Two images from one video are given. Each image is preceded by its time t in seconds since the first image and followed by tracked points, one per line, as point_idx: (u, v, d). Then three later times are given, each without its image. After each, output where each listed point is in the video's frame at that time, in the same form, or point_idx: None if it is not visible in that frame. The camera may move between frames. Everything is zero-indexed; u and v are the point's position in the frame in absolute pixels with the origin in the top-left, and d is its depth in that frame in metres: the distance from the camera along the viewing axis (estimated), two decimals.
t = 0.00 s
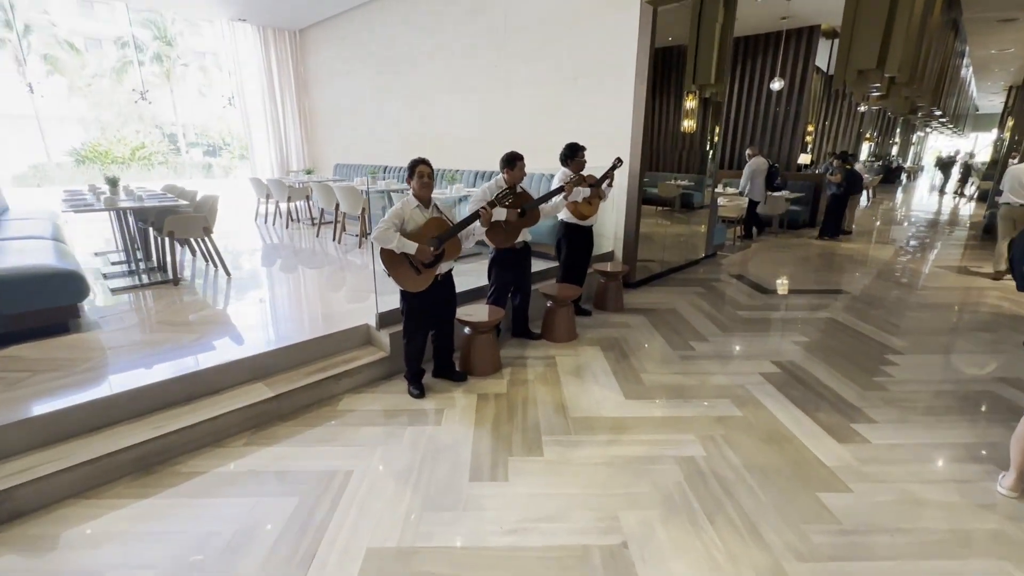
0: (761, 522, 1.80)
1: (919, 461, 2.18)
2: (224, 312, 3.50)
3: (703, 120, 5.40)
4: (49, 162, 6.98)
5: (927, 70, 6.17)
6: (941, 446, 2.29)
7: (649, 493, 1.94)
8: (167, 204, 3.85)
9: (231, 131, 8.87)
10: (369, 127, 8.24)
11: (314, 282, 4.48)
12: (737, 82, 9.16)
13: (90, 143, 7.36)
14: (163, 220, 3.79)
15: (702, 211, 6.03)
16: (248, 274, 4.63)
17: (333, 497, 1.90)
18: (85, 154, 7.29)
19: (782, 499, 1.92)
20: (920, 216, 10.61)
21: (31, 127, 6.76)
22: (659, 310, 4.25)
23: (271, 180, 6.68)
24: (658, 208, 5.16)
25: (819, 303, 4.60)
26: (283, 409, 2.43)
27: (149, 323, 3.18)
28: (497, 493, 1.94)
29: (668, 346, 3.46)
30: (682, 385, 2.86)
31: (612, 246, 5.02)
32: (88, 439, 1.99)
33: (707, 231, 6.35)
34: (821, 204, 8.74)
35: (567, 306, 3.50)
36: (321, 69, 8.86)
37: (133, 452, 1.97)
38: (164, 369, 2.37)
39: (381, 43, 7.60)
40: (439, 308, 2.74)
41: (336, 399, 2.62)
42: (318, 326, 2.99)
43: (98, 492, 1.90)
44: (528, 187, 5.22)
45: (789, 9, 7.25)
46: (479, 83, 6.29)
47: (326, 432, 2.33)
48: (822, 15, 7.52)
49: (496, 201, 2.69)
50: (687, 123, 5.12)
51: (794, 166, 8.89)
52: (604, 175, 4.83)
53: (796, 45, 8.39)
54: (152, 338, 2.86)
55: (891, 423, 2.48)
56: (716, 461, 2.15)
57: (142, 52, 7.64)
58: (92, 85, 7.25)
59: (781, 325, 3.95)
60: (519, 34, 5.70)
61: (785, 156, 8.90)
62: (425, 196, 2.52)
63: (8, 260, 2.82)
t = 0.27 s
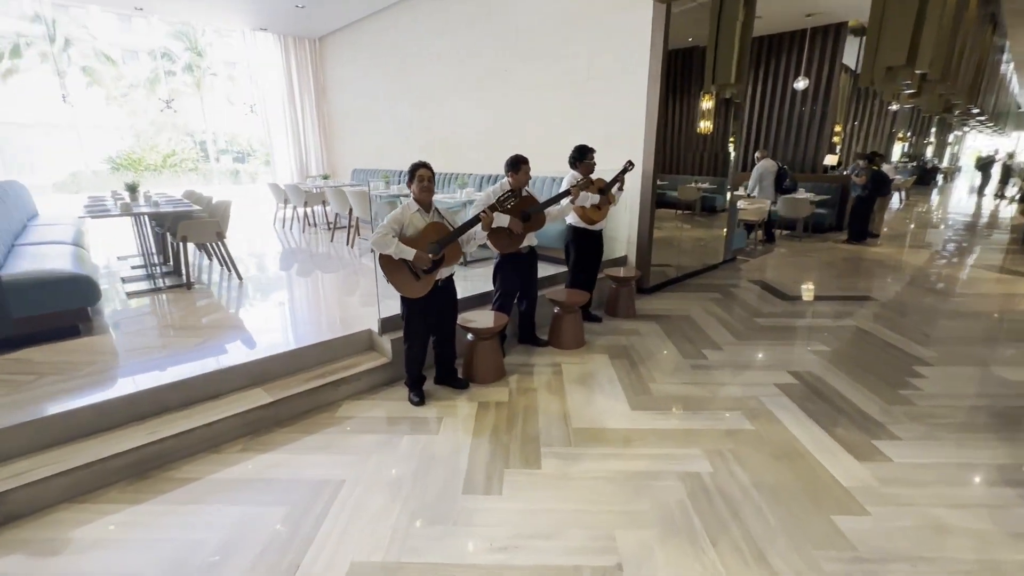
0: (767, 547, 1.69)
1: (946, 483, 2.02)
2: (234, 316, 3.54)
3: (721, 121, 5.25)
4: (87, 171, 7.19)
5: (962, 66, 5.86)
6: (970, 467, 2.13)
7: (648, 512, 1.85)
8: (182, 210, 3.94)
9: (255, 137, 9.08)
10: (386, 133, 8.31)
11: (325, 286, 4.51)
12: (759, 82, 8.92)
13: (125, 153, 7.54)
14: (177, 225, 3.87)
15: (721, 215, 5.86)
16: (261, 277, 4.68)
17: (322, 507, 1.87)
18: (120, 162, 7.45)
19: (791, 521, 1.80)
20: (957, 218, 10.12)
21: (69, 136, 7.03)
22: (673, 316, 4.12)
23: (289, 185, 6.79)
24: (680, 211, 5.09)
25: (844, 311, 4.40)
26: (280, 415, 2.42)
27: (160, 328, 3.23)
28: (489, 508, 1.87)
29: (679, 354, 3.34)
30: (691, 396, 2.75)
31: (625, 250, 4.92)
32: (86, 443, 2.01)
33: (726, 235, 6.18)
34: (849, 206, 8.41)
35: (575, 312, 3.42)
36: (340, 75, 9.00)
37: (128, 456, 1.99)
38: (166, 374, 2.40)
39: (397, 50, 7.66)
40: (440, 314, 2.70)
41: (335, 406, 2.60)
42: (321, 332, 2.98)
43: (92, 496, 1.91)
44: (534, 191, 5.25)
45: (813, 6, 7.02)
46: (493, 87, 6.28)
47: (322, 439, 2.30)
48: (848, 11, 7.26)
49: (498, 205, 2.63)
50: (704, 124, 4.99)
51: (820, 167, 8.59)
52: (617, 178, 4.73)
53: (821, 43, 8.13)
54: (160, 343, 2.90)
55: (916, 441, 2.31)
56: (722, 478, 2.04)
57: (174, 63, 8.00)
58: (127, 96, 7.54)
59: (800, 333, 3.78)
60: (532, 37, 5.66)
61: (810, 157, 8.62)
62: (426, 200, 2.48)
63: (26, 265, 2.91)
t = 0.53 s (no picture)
0: (760, 571, 1.62)
1: (956, 506, 1.92)
2: (238, 319, 3.56)
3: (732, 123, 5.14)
4: (112, 173, 7.43)
5: (990, 65, 5.62)
6: (984, 489, 2.02)
7: (637, 529, 1.79)
8: (190, 212, 4.01)
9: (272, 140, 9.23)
10: (398, 135, 8.37)
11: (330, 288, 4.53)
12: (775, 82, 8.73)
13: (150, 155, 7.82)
14: (185, 228, 3.93)
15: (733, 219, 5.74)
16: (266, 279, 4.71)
17: (306, 516, 1.86)
18: (143, 164, 7.71)
19: (787, 544, 1.72)
20: (984, 222, 9.77)
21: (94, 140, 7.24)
22: (679, 323, 4.03)
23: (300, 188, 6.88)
24: (692, 213, 5.05)
25: (858, 319, 4.25)
26: (273, 419, 2.41)
27: (165, 329, 3.27)
28: (474, 520, 1.84)
29: (682, 362, 3.26)
30: (692, 407, 2.67)
31: (632, 255, 4.84)
32: (79, 445, 2.03)
33: (738, 239, 6.04)
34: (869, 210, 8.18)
35: (576, 318, 3.36)
36: (353, 79, 9.09)
37: (119, 460, 2.00)
38: (161, 377, 2.41)
39: (409, 53, 7.70)
40: (435, 320, 2.67)
41: (328, 411, 2.59)
42: (319, 335, 2.97)
43: (84, 498, 1.93)
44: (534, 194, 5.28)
45: (832, 4, 6.83)
46: (502, 89, 6.27)
47: (312, 445, 2.29)
48: (869, 9, 7.06)
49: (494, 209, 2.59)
50: (714, 126, 4.89)
51: (838, 169, 8.37)
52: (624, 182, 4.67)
53: (840, 42, 7.92)
54: (162, 345, 2.93)
55: (927, 459, 2.21)
56: (718, 495, 1.98)
57: (197, 67, 8.15)
58: (152, 100, 7.73)
59: (811, 342, 3.66)
60: (541, 39, 5.63)
61: (829, 159, 8.40)
62: (421, 205, 2.45)
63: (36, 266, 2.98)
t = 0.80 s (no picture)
0: None
1: (969, 529, 1.82)
2: (240, 321, 3.56)
3: (741, 126, 5.05)
4: (130, 174, 7.62)
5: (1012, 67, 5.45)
6: (1001, 512, 1.91)
7: (630, 546, 1.73)
8: (195, 214, 4.05)
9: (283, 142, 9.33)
10: (406, 138, 8.40)
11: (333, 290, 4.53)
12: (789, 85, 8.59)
13: (167, 156, 8.01)
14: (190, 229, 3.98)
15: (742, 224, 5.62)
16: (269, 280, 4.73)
17: (291, 524, 1.82)
18: (161, 165, 7.93)
19: (787, 566, 1.64)
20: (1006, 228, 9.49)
21: (111, 141, 7.41)
22: (684, 330, 3.94)
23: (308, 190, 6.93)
24: (705, 219, 4.97)
25: (871, 328, 4.13)
26: (265, 424, 2.39)
27: (167, 330, 3.28)
28: (461, 532, 1.79)
29: (686, 371, 3.17)
30: (693, 418, 2.59)
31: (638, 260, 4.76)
32: (70, 447, 2.02)
33: (749, 244, 5.92)
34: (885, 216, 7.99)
35: (577, 325, 3.30)
36: (363, 81, 9.13)
37: (108, 462, 1.99)
38: (155, 379, 2.40)
39: (417, 56, 7.72)
40: (431, 325, 2.63)
41: (322, 416, 2.56)
42: (316, 339, 2.95)
43: (73, 500, 1.92)
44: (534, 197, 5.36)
45: (847, 6, 6.69)
46: (510, 92, 6.25)
47: (303, 451, 2.26)
48: (886, 10, 6.89)
49: (491, 212, 2.54)
50: (723, 129, 4.82)
51: (854, 174, 8.18)
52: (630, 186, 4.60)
53: (856, 44, 7.76)
54: (161, 346, 2.94)
55: (938, 477, 2.11)
56: (715, 511, 1.90)
57: (214, 70, 8.32)
58: (171, 103, 7.90)
59: (821, 352, 3.55)
60: (548, 41, 5.58)
61: (843, 164, 8.23)
62: (416, 208, 2.43)
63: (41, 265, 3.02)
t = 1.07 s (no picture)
0: None
1: (995, 556, 1.70)
2: (243, 320, 3.55)
3: (755, 127, 4.94)
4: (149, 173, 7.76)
5: None
6: None
7: (628, 565, 1.64)
8: (201, 212, 4.06)
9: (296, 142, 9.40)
10: (416, 138, 8.39)
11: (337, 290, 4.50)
12: (807, 85, 8.39)
13: (186, 155, 8.11)
14: (196, 228, 3.99)
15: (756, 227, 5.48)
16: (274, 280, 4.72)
17: (279, 532, 1.77)
18: (180, 164, 8.05)
19: None
20: None
21: (130, 141, 7.53)
22: (693, 336, 3.83)
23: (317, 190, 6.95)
24: (719, 222, 4.85)
25: (890, 337, 3.97)
26: (260, 426, 2.35)
27: (170, 329, 3.27)
28: (452, 545, 1.72)
29: (693, 379, 3.07)
30: (700, 428, 2.49)
31: (647, 263, 4.66)
32: (62, 447, 2.00)
33: (763, 248, 5.77)
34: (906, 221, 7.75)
35: (581, 329, 3.22)
36: (375, 81, 9.15)
37: (98, 463, 1.95)
38: (152, 379, 2.38)
39: (428, 56, 7.70)
40: (430, 328, 2.57)
41: (318, 420, 2.51)
42: (315, 341, 2.91)
43: (62, 501, 1.89)
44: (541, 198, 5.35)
45: (868, 5, 6.50)
46: (520, 92, 6.19)
47: (296, 455, 2.21)
48: (910, 9, 6.68)
49: (493, 213, 2.47)
50: (737, 130, 4.71)
51: (874, 177, 7.96)
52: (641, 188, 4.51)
53: (877, 44, 7.55)
54: (162, 345, 2.92)
55: (961, 498, 1.98)
56: (721, 529, 1.80)
57: (232, 71, 8.45)
58: (190, 103, 8.03)
59: (835, 361, 3.41)
60: (559, 40, 5.50)
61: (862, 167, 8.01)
62: (416, 207, 2.37)
63: (46, 262, 3.02)
